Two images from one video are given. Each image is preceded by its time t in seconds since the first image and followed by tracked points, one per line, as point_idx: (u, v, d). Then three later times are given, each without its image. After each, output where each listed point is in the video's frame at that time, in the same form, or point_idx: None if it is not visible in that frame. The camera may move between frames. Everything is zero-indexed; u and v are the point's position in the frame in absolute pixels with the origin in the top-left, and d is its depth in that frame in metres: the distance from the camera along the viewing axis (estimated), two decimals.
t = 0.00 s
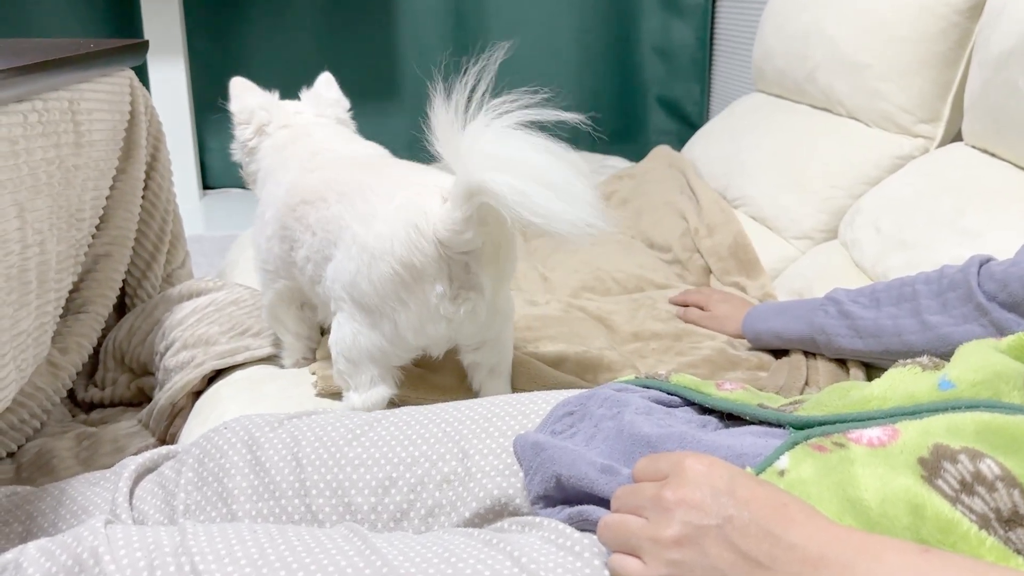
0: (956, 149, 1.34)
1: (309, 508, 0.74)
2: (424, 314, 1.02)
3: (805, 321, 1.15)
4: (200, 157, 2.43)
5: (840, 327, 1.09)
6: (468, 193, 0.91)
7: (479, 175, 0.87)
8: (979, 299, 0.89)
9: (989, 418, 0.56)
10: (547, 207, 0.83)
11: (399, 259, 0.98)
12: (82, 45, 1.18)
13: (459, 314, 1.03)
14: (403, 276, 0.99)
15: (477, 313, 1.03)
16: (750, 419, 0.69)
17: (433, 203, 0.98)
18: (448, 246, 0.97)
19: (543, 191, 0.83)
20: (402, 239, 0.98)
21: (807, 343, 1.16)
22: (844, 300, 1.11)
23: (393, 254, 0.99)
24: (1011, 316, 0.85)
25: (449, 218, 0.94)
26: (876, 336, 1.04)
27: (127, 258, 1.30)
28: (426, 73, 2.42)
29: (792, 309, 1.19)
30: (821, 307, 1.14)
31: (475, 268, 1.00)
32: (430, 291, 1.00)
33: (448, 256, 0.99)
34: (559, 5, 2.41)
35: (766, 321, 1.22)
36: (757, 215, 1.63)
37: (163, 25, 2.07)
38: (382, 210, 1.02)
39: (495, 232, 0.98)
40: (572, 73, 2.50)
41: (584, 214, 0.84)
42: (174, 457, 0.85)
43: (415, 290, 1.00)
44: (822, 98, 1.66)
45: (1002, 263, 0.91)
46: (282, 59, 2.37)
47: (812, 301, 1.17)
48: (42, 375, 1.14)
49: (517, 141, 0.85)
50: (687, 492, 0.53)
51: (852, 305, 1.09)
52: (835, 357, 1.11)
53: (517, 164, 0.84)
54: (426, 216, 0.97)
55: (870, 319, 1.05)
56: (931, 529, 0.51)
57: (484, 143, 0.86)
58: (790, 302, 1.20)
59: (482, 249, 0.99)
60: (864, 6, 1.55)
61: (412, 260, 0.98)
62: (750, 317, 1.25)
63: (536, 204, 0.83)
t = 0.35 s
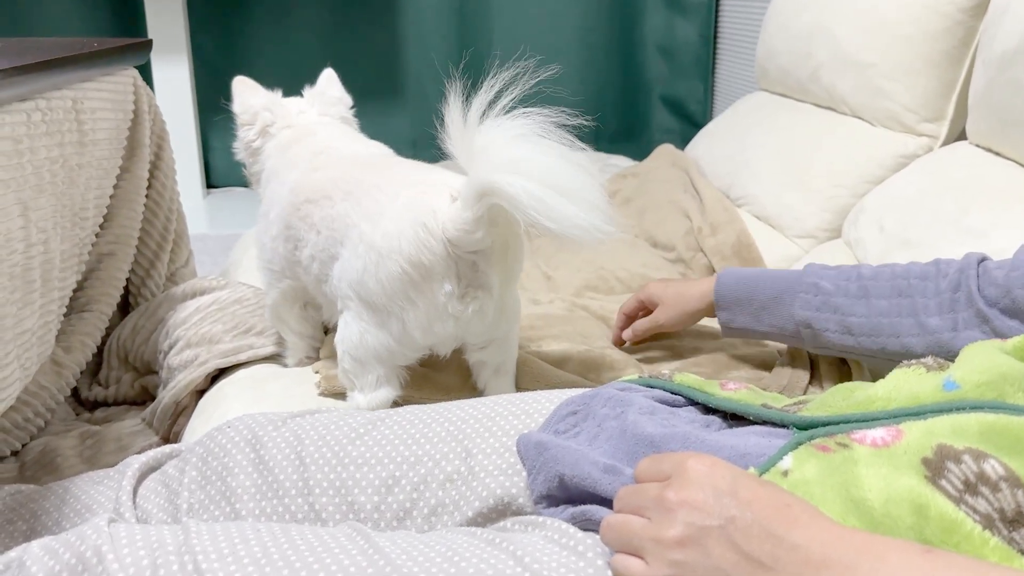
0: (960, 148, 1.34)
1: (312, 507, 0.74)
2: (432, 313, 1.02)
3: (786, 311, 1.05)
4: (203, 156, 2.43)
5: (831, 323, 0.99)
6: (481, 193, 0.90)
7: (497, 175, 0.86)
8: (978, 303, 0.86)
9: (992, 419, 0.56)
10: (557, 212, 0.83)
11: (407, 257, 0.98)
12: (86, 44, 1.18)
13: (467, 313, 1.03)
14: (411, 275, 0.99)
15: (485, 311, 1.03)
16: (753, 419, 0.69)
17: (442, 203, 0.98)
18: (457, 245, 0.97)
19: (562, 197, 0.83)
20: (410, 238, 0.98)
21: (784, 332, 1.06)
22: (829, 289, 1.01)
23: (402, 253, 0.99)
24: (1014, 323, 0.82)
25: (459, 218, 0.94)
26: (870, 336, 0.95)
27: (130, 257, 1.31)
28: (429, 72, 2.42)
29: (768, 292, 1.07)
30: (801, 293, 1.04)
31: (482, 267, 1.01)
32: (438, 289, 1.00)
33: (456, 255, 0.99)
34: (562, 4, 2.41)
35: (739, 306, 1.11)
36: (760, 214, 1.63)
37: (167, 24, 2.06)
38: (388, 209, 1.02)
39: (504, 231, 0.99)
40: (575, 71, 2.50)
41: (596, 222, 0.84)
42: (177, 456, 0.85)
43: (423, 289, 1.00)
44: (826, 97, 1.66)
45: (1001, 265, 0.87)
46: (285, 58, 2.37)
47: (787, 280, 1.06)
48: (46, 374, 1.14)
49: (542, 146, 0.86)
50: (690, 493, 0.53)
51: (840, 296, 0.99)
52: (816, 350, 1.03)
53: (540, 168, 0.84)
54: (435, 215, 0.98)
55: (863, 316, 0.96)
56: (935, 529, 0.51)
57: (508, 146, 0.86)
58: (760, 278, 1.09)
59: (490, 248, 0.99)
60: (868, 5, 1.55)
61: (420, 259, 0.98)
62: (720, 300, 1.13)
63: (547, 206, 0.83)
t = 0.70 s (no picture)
0: (965, 148, 1.33)
1: (315, 506, 0.74)
2: (439, 310, 1.02)
3: (770, 347, 0.86)
4: (207, 155, 2.43)
5: (829, 356, 0.83)
6: (496, 193, 0.90)
7: (514, 176, 0.86)
8: (981, 323, 0.77)
9: (997, 420, 0.56)
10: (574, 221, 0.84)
11: (414, 255, 0.98)
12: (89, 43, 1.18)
13: (473, 311, 1.03)
14: (418, 273, 0.99)
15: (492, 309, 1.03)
16: (757, 420, 0.69)
17: (449, 202, 0.99)
18: (465, 243, 0.97)
19: (581, 205, 0.84)
20: (418, 235, 0.98)
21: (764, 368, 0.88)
22: (818, 317, 0.84)
23: (410, 250, 0.98)
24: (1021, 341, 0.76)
25: (473, 215, 0.94)
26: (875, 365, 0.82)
27: (133, 256, 1.31)
28: (432, 70, 2.42)
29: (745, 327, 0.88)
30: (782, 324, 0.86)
31: (490, 265, 1.00)
32: (445, 287, 1.00)
33: (464, 253, 0.99)
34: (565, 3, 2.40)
35: (711, 346, 0.89)
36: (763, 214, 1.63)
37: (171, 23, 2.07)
38: (394, 208, 1.02)
39: (512, 231, 0.99)
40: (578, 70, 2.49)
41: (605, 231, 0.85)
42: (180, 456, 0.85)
43: (431, 287, 1.00)
44: (830, 96, 1.65)
45: (991, 272, 0.79)
46: (288, 58, 2.37)
47: (766, 308, 0.87)
48: (49, 374, 1.14)
49: (561, 153, 0.86)
50: (692, 493, 0.53)
51: (832, 326, 0.83)
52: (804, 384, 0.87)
53: (558, 174, 0.85)
54: (443, 213, 0.98)
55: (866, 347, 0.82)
56: (938, 530, 0.51)
57: (528, 148, 0.87)
58: (729, 308, 0.89)
59: (498, 247, 0.99)
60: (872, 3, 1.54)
61: (428, 256, 0.98)
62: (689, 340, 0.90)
63: (564, 214, 0.84)
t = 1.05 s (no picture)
0: (967, 147, 1.33)
1: (316, 503, 0.73)
2: (439, 305, 1.02)
3: (745, 297, 0.86)
4: (209, 155, 2.43)
5: (806, 310, 0.83)
6: (495, 190, 0.90)
7: (512, 166, 0.86)
8: (974, 292, 0.77)
9: (1000, 415, 0.56)
10: (571, 213, 0.84)
11: (415, 250, 0.99)
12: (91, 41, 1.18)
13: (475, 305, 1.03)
14: (419, 268, 1.00)
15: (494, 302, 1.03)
16: (758, 416, 0.69)
17: (450, 197, 0.99)
18: (465, 239, 0.97)
19: (578, 198, 0.84)
20: (419, 231, 0.99)
21: (740, 322, 0.87)
22: (797, 271, 0.84)
23: (412, 245, 0.99)
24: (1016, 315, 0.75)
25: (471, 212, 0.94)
26: (855, 322, 0.82)
27: (135, 254, 1.31)
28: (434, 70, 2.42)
29: (720, 276, 0.87)
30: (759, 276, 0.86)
31: (493, 258, 1.00)
32: (445, 283, 1.01)
33: (465, 249, 0.99)
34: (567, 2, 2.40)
35: (686, 293, 0.89)
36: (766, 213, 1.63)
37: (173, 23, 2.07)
38: (397, 203, 1.03)
39: (514, 225, 0.98)
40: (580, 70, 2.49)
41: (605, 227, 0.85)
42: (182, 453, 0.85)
43: (431, 281, 1.00)
44: (832, 96, 1.65)
45: (983, 246, 0.79)
46: (291, 57, 2.37)
47: (744, 260, 0.87)
48: (51, 372, 1.14)
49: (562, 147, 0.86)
50: (693, 490, 0.53)
51: (810, 279, 0.83)
52: (779, 339, 0.86)
53: (557, 166, 0.84)
54: (444, 208, 0.98)
55: (845, 303, 0.82)
56: (940, 526, 0.51)
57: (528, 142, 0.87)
58: (706, 255, 0.89)
59: (501, 242, 0.98)
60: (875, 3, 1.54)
61: (427, 251, 0.99)
62: (663, 287, 0.90)
63: (562, 207, 0.84)
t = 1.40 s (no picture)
0: (970, 146, 1.33)
1: (319, 500, 0.73)
2: (442, 307, 1.04)
3: (747, 290, 0.86)
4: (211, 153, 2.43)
5: (807, 302, 0.83)
6: (490, 191, 0.92)
7: (500, 169, 0.87)
8: (976, 284, 0.76)
9: (1004, 409, 0.56)
10: (555, 208, 0.84)
11: (427, 250, 0.99)
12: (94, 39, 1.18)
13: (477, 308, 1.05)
14: (427, 268, 1.00)
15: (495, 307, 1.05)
16: (761, 413, 0.68)
17: (465, 200, 1.00)
18: (474, 244, 0.99)
19: (562, 191, 0.84)
20: (432, 230, 0.99)
21: (742, 315, 0.87)
22: (798, 264, 0.84)
23: (425, 244, 0.99)
24: (1018, 310, 0.75)
25: (486, 218, 0.95)
26: (856, 314, 0.81)
27: (138, 252, 1.31)
28: (437, 69, 2.42)
29: (722, 271, 0.88)
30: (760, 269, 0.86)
31: (498, 265, 1.02)
32: (451, 287, 1.02)
33: (473, 254, 1.00)
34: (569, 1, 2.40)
35: (689, 285, 0.89)
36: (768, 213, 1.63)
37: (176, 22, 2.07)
38: (411, 198, 1.03)
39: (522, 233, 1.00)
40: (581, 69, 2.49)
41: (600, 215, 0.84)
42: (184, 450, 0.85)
43: (437, 283, 1.02)
44: (834, 94, 1.65)
45: (987, 241, 0.79)
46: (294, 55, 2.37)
47: (747, 253, 0.87)
48: (53, 369, 1.14)
49: (547, 139, 0.87)
50: (697, 487, 0.53)
51: (812, 271, 0.83)
52: (781, 334, 0.86)
53: (537, 163, 0.85)
54: (459, 213, 0.99)
55: (845, 294, 0.82)
56: (944, 521, 0.50)
57: (513, 137, 0.88)
58: (709, 251, 0.89)
59: (508, 249, 1.01)
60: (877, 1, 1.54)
61: (439, 253, 0.99)
62: (667, 280, 0.90)
63: (548, 202, 0.84)
